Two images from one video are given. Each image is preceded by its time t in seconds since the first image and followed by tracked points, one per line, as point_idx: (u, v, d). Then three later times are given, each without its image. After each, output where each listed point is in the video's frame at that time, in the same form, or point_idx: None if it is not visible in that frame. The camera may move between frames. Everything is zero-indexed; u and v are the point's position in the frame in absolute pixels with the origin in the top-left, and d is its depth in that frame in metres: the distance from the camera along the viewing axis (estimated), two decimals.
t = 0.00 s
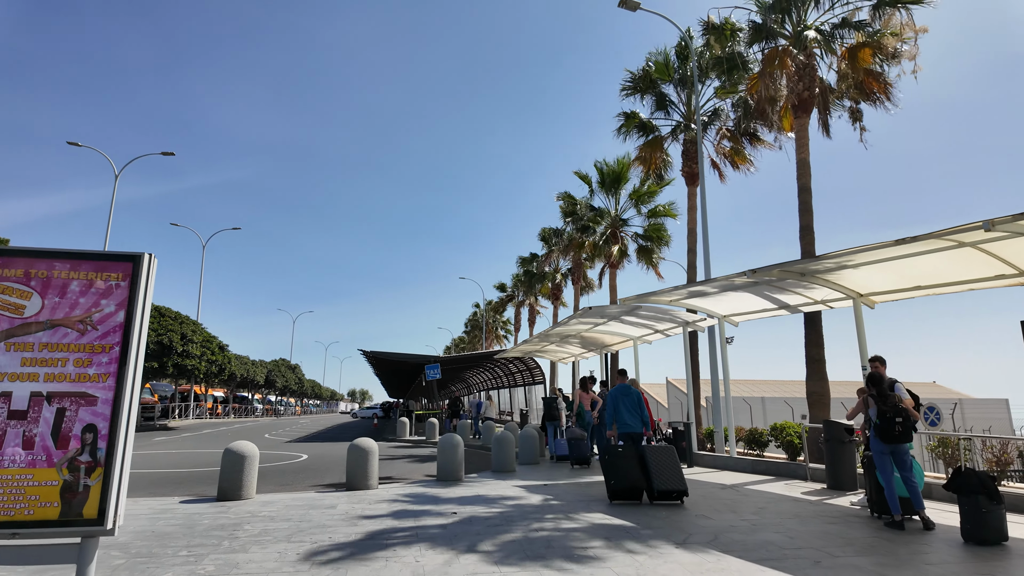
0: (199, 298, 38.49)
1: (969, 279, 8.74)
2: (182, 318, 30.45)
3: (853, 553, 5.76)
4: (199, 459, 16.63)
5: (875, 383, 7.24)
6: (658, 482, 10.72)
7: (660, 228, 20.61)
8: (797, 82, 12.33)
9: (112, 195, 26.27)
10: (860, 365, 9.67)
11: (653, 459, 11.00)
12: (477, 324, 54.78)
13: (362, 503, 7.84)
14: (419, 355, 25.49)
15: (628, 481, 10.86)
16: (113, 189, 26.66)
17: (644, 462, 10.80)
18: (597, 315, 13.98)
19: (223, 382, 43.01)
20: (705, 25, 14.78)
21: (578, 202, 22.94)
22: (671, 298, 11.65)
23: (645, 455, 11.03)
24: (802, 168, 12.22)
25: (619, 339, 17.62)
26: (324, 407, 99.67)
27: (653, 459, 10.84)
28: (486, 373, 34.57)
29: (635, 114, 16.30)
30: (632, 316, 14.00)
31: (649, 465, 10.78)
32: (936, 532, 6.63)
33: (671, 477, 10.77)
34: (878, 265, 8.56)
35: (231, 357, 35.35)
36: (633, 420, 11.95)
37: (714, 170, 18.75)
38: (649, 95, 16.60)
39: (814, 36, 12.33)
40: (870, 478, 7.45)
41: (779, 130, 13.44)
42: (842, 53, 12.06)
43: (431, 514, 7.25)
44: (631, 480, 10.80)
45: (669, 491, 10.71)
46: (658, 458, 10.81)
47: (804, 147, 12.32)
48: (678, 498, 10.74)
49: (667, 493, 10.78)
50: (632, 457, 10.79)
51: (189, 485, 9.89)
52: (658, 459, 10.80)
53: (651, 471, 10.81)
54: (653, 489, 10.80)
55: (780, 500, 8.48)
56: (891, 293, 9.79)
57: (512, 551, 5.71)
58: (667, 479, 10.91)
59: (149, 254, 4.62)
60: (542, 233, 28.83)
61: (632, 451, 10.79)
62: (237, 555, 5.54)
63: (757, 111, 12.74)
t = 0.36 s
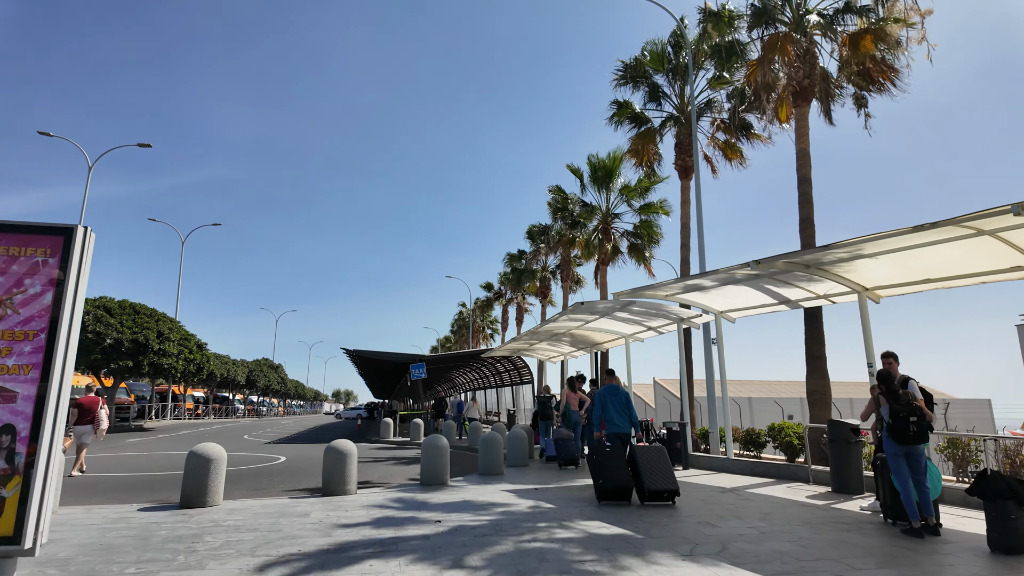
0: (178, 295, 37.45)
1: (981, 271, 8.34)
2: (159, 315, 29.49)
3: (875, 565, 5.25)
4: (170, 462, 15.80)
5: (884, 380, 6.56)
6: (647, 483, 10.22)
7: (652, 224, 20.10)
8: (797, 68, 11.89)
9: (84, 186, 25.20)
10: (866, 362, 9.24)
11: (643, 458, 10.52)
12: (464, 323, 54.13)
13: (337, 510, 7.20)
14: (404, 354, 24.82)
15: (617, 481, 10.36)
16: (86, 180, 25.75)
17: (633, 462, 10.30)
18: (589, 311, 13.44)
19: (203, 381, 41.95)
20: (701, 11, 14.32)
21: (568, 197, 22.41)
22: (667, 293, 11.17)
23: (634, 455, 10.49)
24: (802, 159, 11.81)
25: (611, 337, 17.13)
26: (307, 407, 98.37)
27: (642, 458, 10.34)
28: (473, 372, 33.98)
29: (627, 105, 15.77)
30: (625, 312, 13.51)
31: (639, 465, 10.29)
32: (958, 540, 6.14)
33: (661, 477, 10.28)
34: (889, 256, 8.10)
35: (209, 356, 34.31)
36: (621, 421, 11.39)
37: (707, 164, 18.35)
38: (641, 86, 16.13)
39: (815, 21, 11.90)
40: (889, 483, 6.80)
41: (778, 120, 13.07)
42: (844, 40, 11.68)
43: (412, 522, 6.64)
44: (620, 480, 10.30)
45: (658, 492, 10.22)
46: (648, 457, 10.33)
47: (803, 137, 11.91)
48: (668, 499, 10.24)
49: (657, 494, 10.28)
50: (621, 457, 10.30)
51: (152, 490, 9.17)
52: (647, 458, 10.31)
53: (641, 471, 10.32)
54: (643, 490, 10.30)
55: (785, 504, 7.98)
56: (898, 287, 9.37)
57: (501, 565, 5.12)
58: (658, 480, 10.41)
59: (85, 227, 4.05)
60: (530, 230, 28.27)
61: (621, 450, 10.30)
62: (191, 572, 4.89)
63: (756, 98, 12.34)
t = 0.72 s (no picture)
0: (165, 293, 36.76)
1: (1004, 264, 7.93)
2: (144, 313, 28.77)
3: None
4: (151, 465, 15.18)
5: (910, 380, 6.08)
6: (644, 484, 9.74)
7: (651, 221, 19.65)
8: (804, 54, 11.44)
9: (66, 180, 24.48)
10: (880, 361, 8.82)
11: (640, 460, 10.08)
12: (457, 322, 53.54)
13: (321, 519, 6.68)
14: (396, 353, 24.26)
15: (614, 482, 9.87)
16: (68, 173, 25.10)
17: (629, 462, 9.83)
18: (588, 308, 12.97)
19: (190, 381, 41.18)
20: None
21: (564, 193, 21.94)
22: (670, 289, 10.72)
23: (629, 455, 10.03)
24: (810, 150, 11.41)
25: (609, 335, 16.67)
26: (298, 408, 97.43)
27: (639, 458, 9.89)
28: (466, 372, 33.47)
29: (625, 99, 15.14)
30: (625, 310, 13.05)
31: (634, 464, 9.85)
32: (992, 553, 5.69)
33: (657, 478, 9.83)
34: (909, 247, 7.67)
35: (197, 355, 33.60)
36: (616, 423, 10.95)
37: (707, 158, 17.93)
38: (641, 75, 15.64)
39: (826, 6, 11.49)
40: (917, 493, 6.26)
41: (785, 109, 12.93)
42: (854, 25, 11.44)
43: (402, 533, 6.13)
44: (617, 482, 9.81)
45: (655, 494, 9.74)
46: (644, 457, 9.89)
47: (810, 127, 11.52)
48: (663, 500, 9.77)
49: (654, 495, 9.80)
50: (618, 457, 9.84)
51: (125, 497, 8.60)
52: (644, 459, 9.87)
53: (637, 472, 9.86)
54: (640, 492, 9.82)
55: (799, 511, 7.52)
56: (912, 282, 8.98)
57: None
58: (655, 481, 9.94)
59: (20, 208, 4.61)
60: (525, 227, 27.79)
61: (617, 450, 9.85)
62: None
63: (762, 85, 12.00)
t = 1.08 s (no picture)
0: (145, 291, 35.75)
1: None
2: (122, 312, 27.86)
3: None
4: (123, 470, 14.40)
5: (941, 384, 5.58)
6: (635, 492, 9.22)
7: (646, 218, 19.14)
8: (812, 42, 11.06)
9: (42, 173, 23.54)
10: (894, 363, 8.34)
11: (631, 465, 9.56)
12: (446, 322, 52.87)
13: (296, 539, 6.05)
14: (383, 354, 23.60)
15: (605, 490, 9.33)
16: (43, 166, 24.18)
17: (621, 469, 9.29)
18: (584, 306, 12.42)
19: (172, 381, 40.16)
20: None
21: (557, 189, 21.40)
22: (670, 287, 10.21)
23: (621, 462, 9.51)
24: (815, 142, 10.96)
25: (603, 335, 16.13)
26: (283, 409, 96.02)
27: (631, 464, 9.35)
28: (455, 373, 32.83)
29: (623, 88, 15.62)
30: (621, 309, 12.51)
31: (626, 471, 9.32)
32: None
33: (649, 485, 9.32)
34: (930, 241, 7.19)
35: (178, 355, 32.65)
36: (605, 428, 10.43)
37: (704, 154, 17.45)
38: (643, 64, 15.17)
39: None
40: (947, 505, 5.76)
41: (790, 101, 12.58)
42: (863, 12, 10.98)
43: (383, 555, 5.54)
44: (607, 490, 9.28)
45: (647, 502, 9.23)
46: (636, 463, 9.36)
47: (815, 119, 11.06)
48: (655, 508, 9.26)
49: (645, 503, 9.29)
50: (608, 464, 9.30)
51: (82, 510, 7.90)
52: (635, 465, 9.35)
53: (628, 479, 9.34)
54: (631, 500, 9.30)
55: (815, 525, 6.99)
56: (927, 280, 8.50)
57: None
58: (647, 488, 9.43)
59: None
60: (516, 225, 27.24)
61: (608, 457, 9.31)
62: None
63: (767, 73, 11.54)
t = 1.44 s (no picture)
0: (118, 287, 34.55)
1: None
2: (91, 308, 26.76)
3: None
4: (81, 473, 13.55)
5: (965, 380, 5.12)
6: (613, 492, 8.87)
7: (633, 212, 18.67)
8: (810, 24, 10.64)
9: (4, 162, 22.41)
10: (899, 359, 7.87)
11: (610, 465, 9.16)
12: (430, 321, 52.14)
13: (251, 553, 5.39)
14: (363, 351, 22.90)
15: (583, 490, 8.97)
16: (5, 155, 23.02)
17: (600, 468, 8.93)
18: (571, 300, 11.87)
19: (146, 380, 38.98)
20: None
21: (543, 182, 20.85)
22: (662, 279, 9.69)
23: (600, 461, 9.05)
24: (812, 129, 10.52)
25: (590, 332, 15.61)
26: (264, 408, 94.42)
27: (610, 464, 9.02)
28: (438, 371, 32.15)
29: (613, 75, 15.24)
30: (610, 303, 11.97)
31: (605, 470, 9.00)
32: None
33: (627, 485, 9.00)
34: (942, 227, 6.72)
35: (151, 353, 31.54)
36: (588, 427, 9.90)
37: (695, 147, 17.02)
38: (641, 50, 14.75)
39: None
40: (970, 513, 5.28)
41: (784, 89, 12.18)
42: None
43: (348, 571, 4.91)
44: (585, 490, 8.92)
45: (625, 501, 8.87)
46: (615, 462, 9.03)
47: (813, 105, 10.63)
48: (634, 507, 8.92)
49: (624, 503, 8.94)
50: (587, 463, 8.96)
51: (19, 520, 7.15)
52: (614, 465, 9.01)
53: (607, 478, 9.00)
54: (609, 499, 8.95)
55: (820, 532, 6.48)
56: (933, 271, 8.06)
57: None
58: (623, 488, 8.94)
59: None
60: (501, 220, 26.66)
61: (587, 456, 8.96)
62: None
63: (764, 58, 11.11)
